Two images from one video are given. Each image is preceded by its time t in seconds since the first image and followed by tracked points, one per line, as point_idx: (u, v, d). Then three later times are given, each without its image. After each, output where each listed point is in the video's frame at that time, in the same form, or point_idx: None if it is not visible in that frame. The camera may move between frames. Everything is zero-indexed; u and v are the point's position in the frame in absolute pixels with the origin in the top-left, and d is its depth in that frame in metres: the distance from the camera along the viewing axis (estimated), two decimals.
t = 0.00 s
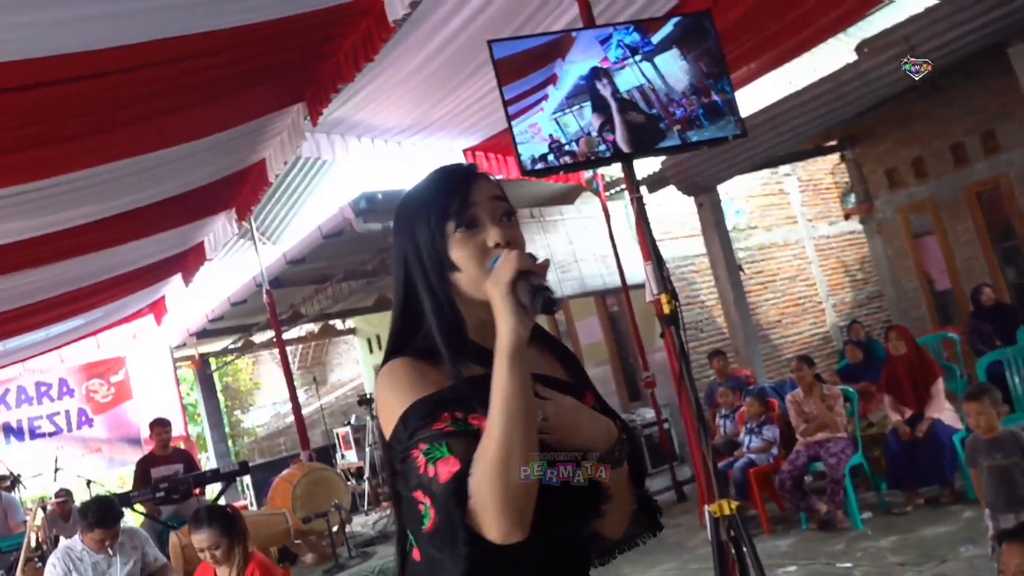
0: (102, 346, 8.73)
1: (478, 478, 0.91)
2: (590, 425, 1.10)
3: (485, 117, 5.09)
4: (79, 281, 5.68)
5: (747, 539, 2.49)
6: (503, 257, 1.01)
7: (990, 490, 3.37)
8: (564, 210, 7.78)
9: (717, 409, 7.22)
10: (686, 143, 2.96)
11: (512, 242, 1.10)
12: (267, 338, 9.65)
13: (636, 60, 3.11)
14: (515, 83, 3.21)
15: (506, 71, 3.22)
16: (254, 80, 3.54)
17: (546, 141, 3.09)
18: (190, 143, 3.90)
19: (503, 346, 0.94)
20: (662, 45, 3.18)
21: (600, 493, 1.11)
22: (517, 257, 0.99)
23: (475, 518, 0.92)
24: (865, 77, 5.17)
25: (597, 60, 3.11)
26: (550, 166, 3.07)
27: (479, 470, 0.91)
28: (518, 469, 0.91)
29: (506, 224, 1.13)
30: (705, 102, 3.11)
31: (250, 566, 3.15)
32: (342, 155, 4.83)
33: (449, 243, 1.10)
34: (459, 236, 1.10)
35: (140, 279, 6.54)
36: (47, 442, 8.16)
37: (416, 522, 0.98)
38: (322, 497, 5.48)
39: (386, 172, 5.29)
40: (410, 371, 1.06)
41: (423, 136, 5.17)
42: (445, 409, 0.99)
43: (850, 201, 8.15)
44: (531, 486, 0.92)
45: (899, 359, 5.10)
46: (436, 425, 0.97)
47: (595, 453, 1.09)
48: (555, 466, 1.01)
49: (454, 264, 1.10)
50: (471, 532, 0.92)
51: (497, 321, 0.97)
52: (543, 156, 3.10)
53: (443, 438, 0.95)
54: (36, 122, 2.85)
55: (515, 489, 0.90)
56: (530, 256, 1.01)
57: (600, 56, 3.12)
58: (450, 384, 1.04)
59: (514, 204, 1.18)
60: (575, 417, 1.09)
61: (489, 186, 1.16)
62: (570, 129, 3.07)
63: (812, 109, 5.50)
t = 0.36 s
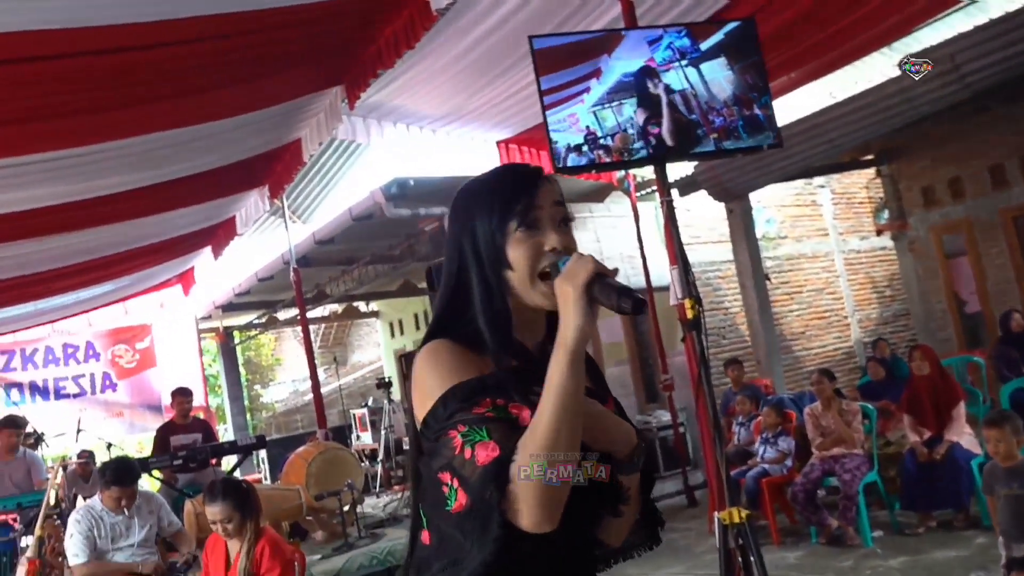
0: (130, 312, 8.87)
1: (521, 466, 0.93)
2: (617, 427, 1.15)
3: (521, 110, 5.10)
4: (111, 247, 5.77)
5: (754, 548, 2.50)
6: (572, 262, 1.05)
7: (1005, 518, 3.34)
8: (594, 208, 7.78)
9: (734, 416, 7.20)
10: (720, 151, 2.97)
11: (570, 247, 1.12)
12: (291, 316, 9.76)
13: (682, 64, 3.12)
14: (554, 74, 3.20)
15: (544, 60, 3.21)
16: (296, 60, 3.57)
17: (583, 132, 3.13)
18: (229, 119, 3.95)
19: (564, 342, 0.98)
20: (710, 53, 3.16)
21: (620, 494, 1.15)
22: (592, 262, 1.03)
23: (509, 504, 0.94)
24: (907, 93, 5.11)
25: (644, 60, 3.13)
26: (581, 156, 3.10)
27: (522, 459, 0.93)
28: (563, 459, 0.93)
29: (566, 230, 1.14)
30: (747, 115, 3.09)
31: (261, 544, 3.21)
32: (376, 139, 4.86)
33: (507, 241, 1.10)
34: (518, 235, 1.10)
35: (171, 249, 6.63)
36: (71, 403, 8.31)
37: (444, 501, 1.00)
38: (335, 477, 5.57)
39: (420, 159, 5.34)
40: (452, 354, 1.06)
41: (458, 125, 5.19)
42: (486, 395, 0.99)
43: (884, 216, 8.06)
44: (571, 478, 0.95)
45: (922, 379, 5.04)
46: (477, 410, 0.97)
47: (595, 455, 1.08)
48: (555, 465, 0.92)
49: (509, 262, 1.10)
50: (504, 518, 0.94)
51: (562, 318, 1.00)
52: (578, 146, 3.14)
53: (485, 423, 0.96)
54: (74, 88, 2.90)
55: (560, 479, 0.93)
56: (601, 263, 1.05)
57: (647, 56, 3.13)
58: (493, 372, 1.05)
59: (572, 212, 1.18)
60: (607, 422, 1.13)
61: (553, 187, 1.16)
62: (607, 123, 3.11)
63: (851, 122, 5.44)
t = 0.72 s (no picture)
0: (150, 270, 8.97)
1: (532, 454, 0.94)
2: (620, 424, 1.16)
3: (552, 100, 5.10)
4: (137, 205, 5.84)
5: (749, 555, 2.50)
6: (601, 250, 1.06)
7: (1005, 545, 3.32)
8: (617, 202, 7.76)
9: (740, 422, 7.20)
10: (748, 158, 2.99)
11: (589, 238, 1.13)
12: (308, 287, 9.84)
13: (724, 66, 3.09)
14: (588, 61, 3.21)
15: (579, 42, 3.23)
16: (332, 33, 3.59)
17: (615, 119, 3.09)
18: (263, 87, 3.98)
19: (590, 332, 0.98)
20: (755, 58, 3.12)
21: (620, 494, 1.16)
22: (624, 255, 1.05)
23: (514, 492, 0.95)
24: (943, 111, 5.06)
25: (686, 56, 3.11)
26: (611, 142, 3.08)
27: (534, 447, 0.94)
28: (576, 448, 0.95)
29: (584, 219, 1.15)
30: (782, 125, 3.07)
31: (259, 512, 3.26)
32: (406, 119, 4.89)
33: (525, 227, 1.12)
34: (536, 221, 1.11)
35: (196, 212, 6.70)
36: (86, 355, 8.43)
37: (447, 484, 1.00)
38: (340, 449, 5.60)
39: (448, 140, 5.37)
40: (463, 339, 1.07)
41: (488, 110, 5.19)
42: (500, 381, 0.99)
43: (910, 234, 7.99)
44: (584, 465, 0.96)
45: (934, 400, 4.98)
46: (487, 396, 0.98)
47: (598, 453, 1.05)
48: (557, 465, 0.94)
49: (526, 248, 1.11)
50: (509, 504, 0.95)
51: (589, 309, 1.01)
52: (608, 132, 3.10)
53: (495, 410, 0.96)
54: (110, 47, 2.94)
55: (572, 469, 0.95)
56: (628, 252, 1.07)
57: (690, 53, 3.11)
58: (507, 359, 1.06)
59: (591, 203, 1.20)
60: (611, 421, 1.16)
61: (573, 178, 1.17)
62: (640, 114, 3.07)
63: (885, 136, 5.39)
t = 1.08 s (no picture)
0: (161, 232, 8.99)
1: (533, 440, 0.88)
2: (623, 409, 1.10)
3: (572, 86, 5.05)
4: (152, 166, 5.83)
5: (740, 553, 2.51)
6: (593, 221, 0.97)
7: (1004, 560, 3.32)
8: (631, 193, 7.72)
9: (740, 420, 7.20)
10: (763, 156, 2.97)
11: (581, 213, 1.06)
12: (318, 258, 9.87)
13: (752, 62, 3.07)
14: (613, 36, 3.13)
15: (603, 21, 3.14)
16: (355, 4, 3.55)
17: (635, 99, 3.11)
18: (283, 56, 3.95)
19: (589, 305, 0.92)
20: (785, 58, 3.10)
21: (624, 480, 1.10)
22: (622, 225, 0.97)
23: (512, 479, 0.89)
24: (967, 121, 5.00)
25: (716, 47, 3.09)
26: (627, 120, 3.08)
27: (534, 432, 0.88)
28: (578, 431, 0.89)
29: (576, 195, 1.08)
30: (802, 129, 3.03)
31: (258, 478, 3.29)
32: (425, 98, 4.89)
33: (513, 202, 1.04)
34: (525, 195, 1.04)
35: (210, 177, 6.70)
36: (94, 313, 8.47)
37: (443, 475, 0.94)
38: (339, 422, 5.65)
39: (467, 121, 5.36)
40: (455, 319, 1.00)
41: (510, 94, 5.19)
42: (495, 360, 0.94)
43: (924, 243, 7.94)
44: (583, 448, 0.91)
45: (939, 412, 4.96)
46: (483, 377, 0.92)
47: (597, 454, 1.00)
48: (557, 466, 0.88)
49: (514, 223, 1.04)
50: (509, 493, 0.89)
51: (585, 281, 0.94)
52: (625, 109, 3.11)
53: (491, 393, 0.91)
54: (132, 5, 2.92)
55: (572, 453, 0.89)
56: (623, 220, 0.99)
57: (720, 44, 3.09)
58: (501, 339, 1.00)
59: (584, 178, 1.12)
60: (615, 399, 1.11)
61: (565, 152, 1.10)
62: (661, 97, 3.09)
63: (906, 143, 5.34)
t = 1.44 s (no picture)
0: (163, 221, 8.98)
1: (509, 443, 0.82)
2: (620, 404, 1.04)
3: (577, 77, 5.01)
4: (153, 154, 5.80)
5: (739, 547, 2.49)
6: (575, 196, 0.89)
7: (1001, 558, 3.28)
8: (634, 186, 7.69)
9: (740, 414, 7.19)
10: (766, 148, 2.95)
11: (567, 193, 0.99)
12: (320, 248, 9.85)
13: (760, 54, 3.04)
14: (625, 20, 3.14)
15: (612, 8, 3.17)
16: None
17: (641, 83, 3.08)
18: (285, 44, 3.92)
19: (566, 293, 0.84)
20: (795, 52, 3.07)
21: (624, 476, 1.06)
22: (602, 200, 0.88)
23: (488, 485, 0.83)
24: (973, 116, 4.96)
25: (724, 35, 3.04)
26: (631, 104, 3.07)
27: (509, 434, 0.82)
28: (557, 434, 0.83)
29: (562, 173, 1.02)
30: (807, 122, 3.03)
31: (259, 464, 3.28)
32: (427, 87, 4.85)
33: (494, 182, 0.99)
34: (506, 175, 0.98)
35: (212, 165, 6.67)
36: (95, 300, 8.47)
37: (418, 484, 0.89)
38: (339, 412, 5.61)
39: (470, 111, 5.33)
40: (427, 313, 0.94)
41: (514, 84, 5.15)
42: (467, 356, 0.87)
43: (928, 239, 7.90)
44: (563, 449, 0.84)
45: (942, 409, 4.94)
46: (454, 374, 0.86)
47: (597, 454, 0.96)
48: (557, 465, 0.84)
49: (494, 205, 0.99)
50: (485, 502, 0.83)
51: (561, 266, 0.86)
52: (631, 93, 3.09)
53: (462, 392, 0.84)
54: None
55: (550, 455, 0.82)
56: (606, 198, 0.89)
57: (729, 32, 3.04)
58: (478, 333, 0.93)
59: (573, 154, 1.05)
60: (604, 393, 1.04)
61: (552, 128, 1.04)
62: (666, 83, 3.06)
63: (912, 138, 5.30)
